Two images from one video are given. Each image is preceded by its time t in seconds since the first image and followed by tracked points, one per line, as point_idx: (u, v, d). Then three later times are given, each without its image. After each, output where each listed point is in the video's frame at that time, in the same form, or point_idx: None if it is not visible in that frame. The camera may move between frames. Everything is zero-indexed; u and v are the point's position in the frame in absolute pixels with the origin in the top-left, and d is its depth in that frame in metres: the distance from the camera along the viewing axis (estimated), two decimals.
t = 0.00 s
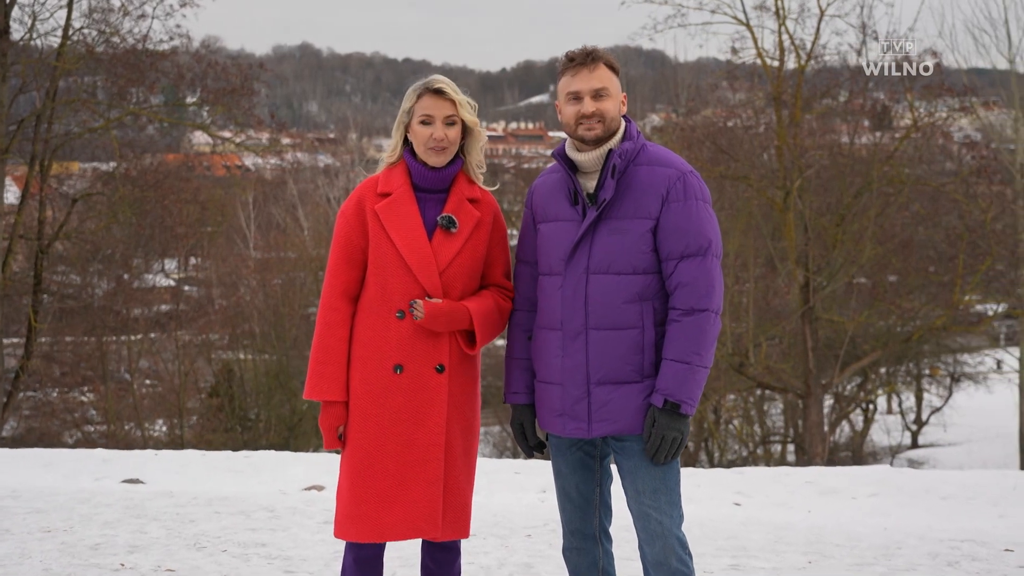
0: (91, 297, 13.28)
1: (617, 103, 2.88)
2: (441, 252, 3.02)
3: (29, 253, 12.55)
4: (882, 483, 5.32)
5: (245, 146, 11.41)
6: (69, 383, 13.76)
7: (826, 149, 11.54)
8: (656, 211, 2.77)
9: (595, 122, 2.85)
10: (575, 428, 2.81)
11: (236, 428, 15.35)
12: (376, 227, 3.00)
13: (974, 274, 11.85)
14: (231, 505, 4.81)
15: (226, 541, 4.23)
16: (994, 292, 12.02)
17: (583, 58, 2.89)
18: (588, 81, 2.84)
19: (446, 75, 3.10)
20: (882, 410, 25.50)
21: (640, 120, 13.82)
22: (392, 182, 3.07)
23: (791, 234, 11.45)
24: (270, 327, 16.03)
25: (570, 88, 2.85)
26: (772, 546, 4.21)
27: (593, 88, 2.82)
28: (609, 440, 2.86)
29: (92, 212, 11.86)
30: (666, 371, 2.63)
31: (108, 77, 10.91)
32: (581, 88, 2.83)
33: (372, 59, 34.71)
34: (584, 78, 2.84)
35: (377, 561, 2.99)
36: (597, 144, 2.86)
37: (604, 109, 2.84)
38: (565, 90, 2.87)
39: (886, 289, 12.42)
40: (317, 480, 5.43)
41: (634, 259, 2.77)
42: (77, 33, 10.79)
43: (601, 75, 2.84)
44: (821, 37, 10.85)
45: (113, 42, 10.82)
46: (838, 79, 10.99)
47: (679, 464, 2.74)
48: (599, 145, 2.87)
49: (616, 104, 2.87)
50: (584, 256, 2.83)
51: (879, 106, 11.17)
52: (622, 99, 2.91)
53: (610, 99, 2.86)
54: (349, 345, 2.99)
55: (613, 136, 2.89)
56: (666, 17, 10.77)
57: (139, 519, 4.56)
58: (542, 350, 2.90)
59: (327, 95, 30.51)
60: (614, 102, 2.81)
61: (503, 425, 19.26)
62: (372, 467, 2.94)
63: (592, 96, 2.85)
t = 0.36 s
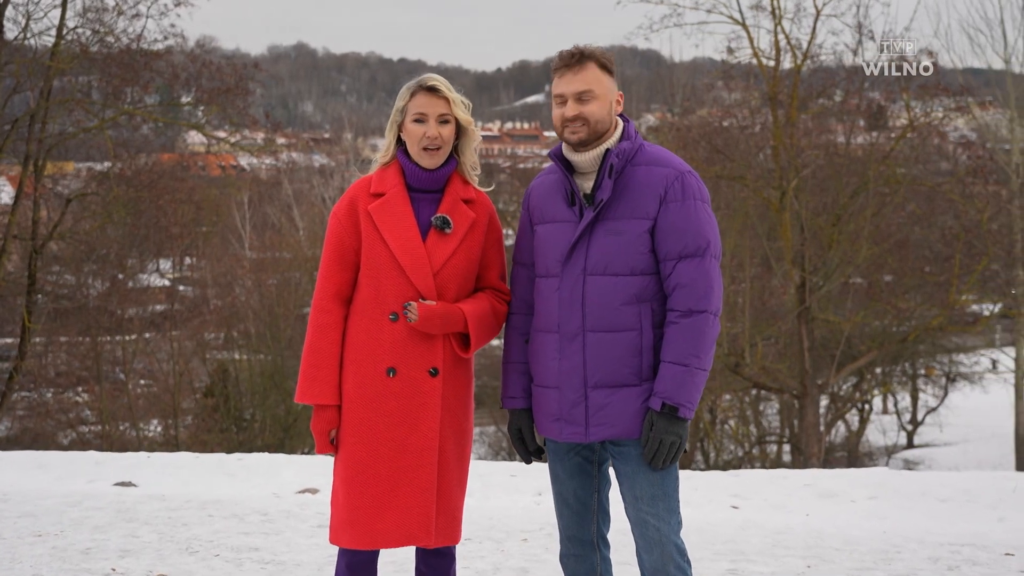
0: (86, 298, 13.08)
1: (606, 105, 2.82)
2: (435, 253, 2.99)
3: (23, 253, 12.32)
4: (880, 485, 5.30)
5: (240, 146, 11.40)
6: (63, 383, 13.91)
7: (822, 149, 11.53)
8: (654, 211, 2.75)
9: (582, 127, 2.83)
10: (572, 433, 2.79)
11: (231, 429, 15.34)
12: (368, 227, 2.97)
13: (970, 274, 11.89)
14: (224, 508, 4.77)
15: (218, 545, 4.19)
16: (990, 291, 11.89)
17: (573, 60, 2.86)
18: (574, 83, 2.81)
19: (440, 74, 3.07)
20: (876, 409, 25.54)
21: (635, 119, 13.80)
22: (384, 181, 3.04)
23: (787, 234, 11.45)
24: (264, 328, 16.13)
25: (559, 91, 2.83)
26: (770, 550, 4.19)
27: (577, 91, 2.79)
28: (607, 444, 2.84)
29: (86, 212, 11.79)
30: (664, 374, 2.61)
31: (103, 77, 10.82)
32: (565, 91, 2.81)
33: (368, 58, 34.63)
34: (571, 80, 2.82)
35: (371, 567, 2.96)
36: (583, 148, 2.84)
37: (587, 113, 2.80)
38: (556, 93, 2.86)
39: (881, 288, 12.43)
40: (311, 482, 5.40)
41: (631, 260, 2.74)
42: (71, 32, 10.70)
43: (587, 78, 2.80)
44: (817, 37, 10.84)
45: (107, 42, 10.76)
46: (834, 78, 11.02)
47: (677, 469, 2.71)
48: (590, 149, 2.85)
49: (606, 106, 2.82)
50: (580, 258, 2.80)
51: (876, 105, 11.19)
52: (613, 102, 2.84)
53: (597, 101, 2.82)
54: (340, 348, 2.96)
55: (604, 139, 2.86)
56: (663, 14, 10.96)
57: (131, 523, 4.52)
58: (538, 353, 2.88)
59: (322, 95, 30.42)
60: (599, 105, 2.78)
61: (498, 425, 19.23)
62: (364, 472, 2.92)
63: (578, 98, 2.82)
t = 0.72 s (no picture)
0: (80, 298, 13.18)
1: (576, 112, 2.80)
2: (430, 252, 2.97)
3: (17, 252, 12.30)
4: (879, 486, 5.29)
5: (235, 145, 11.34)
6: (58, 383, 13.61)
7: (819, 149, 11.55)
8: (658, 213, 2.73)
9: (559, 135, 2.86)
10: (572, 435, 2.78)
11: (226, 428, 15.36)
12: (362, 227, 2.95)
13: (965, 274, 11.93)
14: (217, 510, 4.74)
15: (212, 548, 4.17)
16: (984, 291, 12.16)
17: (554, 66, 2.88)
18: (548, 91, 2.86)
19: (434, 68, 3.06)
20: (872, 409, 25.60)
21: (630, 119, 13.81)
22: (378, 180, 3.01)
23: (783, 234, 11.47)
24: (260, 327, 16.08)
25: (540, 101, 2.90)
26: (769, 552, 4.18)
27: (547, 99, 2.85)
28: (608, 449, 2.82)
29: (80, 212, 11.75)
30: (666, 379, 2.59)
31: (97, 77, 10.81)
32: (543, 99, 2.89)
33: (363, 58, 34.58)
34: (547, 89, 2.86)
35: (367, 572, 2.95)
36: (564, 155, 2.87)
37: (554, 121, 2.84)
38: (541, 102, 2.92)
39: (877, 288, 12.45)
40: (306, 484, 5.37)
41: (634, 262, 2.73)
42: (65, 31, 10.64)
43: (556, 87, 2.82)
44: (813, 36, 10.85)
45: (101, 41, 10.70)
46: (830, 79, 11.05)
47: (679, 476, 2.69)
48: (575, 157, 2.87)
49: (574, 112, 2.80)
50: (583, 259, 2.79)
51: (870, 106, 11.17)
52: (587, 108, 2.80)
53: (567, 109, 2.81)
54: (335, 350, 2.94)
55: (586, 144, 2.85)
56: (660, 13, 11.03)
57: (124, 525, 4.49)
58: (540, 355, 2.87)
59: (318, 94, 30.38)
60: (562, 116, 2.80)
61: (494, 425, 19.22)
62: (361, 476, 2.89)
63: (552, 108, 2.85)
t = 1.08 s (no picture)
0: (74, 298, 12.99)
1: (576, 110, 2.78)
2: (424, 252, 2.96)
3: (11, 252, 12.25)
4: (877, 488, 5.29)
5: (229, 145, 11.37)
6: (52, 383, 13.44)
7: (815, 150, 11.57)
8: (659, 213, 2.72)
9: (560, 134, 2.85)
10: (572, 439, 2.77)
11: (221, 429, 15.37)
12: (354, 228, 2.93)
13: (961, 274, 11.98)
14: (211, 513, 4.71)
15: (206, 551, 4.14)
16: (980, 291, 12.21)
17: (557, 64, 2.86)
18: (550, 90, 2.85)
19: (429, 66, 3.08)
20: (867, 409, 25.64)
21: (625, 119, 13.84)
22: (368, 180, 3.00)
23: (779, 234, 11.50)
24: (254, 328, 16.06)
25: (544, 98, 2.89)
26: (766, 555, 4.17)
27: (549, 98, 2.84)
28: (609, 453, 2.81)
29: (74, 212, 11.71)
30: (666, 382, 2.58)
31: (91, 76, 10.74)
32: (546, 98, 2.88)
33: (358, 58, 34.55)
34: (549, 88, 2.85)
35: None
36: (566, 155, 2.86)
37: (556, 120, 2.82)
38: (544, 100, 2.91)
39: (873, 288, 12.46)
40: (301, 485, 5.35)
41: (635, 263, 2.71)
42: (59, 31, 10.63)
43: (558, 85, 2.80)
44: (808, 36, 10.88)
45: (96, 40, 10.70)
46: (825, 79, 11.08)
47: (682, 479, 2.67)
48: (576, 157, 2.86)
49: (574, 111, 2.79)
50: (583, 260, 2.78)
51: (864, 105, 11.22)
52: (588, 107, 2.78)
53: (568, 108, 2.80)
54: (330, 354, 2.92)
55: (588, 144, 2.83)
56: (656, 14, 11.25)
57: (117, 527, 4.47)
58: (542, 358, 2.87)
59: (313, 94, 30.35)
60: (562, 115, 2.79)
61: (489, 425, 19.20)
62: (359, 481, 2.87)
63: (553, 106, 2.83)
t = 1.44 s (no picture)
0: (73, 298, 12.82)
1: (582, 111, 2.77)
2: (424, 256, 3.00)
3: (8, 252, 12.18)
4: (878, 490, 5.29)
5: (228, 145, 11.44)
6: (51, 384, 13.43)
7: (814, 149, 11.58)
8: (665, 216, 2.71)
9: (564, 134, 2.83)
10: (577, 443, 2.77)
11: (219, 428, 15.51)
12: (352, 232, 2.91)
13: (960, 275, 11.99)
14: (210, 516, 4.70)
15: (205, 555, 4.13)
16: (979, 291, 12.23)
17: (562, 64, 2.84)
18: (554, 89, 2.83)
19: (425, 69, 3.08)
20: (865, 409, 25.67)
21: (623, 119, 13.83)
22: (362, 184, 2.97)
23: (778, 235, 11.48)
24: (252, 329, 16.49)
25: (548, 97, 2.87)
26: (769, 559, 4.16)
27: (553, 97, 2.82)
28: (615, 458, 2.82)
29: (72, 212, 11.70)
30: (673, 386, 2.57)
31: (89, 76, 10.66)
32: (549, 97, 2.86)
33: (355, 57, 34.55)
34: (553, 87, 2.84)
35: None
36: (571, 156, 2.85)
37: (560, 121, 2.80)
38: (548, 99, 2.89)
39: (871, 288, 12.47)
40: (300, 488, 5.33)
41: (640, 266, 2.70)
42: (57, 31, 10.49)
43: (563, 84, 2.79)
44: (808, 36, 10.87)
45: (94, 40, 10.56)
46: (825, 79, 11.08)
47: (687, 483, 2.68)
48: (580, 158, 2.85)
49: (579, 112, 2.78)
50: (588, 263, 2.77)
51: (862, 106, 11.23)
52: (593, 107, 2.77)
53: (572, 108, 2.78)
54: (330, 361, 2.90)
55: (592, 145, 2.82)
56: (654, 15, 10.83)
57: (116, 531, 4.45)
58: (546, 361, 2.86)
59: (310, 93, 30.39)
60: (566, 115, 2.78)
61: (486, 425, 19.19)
62: (367, 488, 2.89)
63: (557, 106, 2.82)
